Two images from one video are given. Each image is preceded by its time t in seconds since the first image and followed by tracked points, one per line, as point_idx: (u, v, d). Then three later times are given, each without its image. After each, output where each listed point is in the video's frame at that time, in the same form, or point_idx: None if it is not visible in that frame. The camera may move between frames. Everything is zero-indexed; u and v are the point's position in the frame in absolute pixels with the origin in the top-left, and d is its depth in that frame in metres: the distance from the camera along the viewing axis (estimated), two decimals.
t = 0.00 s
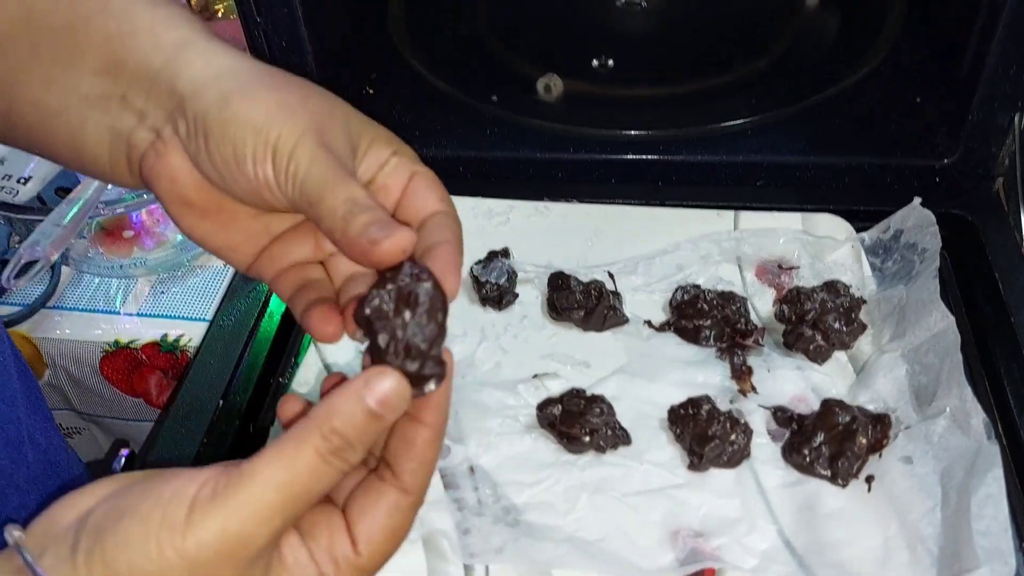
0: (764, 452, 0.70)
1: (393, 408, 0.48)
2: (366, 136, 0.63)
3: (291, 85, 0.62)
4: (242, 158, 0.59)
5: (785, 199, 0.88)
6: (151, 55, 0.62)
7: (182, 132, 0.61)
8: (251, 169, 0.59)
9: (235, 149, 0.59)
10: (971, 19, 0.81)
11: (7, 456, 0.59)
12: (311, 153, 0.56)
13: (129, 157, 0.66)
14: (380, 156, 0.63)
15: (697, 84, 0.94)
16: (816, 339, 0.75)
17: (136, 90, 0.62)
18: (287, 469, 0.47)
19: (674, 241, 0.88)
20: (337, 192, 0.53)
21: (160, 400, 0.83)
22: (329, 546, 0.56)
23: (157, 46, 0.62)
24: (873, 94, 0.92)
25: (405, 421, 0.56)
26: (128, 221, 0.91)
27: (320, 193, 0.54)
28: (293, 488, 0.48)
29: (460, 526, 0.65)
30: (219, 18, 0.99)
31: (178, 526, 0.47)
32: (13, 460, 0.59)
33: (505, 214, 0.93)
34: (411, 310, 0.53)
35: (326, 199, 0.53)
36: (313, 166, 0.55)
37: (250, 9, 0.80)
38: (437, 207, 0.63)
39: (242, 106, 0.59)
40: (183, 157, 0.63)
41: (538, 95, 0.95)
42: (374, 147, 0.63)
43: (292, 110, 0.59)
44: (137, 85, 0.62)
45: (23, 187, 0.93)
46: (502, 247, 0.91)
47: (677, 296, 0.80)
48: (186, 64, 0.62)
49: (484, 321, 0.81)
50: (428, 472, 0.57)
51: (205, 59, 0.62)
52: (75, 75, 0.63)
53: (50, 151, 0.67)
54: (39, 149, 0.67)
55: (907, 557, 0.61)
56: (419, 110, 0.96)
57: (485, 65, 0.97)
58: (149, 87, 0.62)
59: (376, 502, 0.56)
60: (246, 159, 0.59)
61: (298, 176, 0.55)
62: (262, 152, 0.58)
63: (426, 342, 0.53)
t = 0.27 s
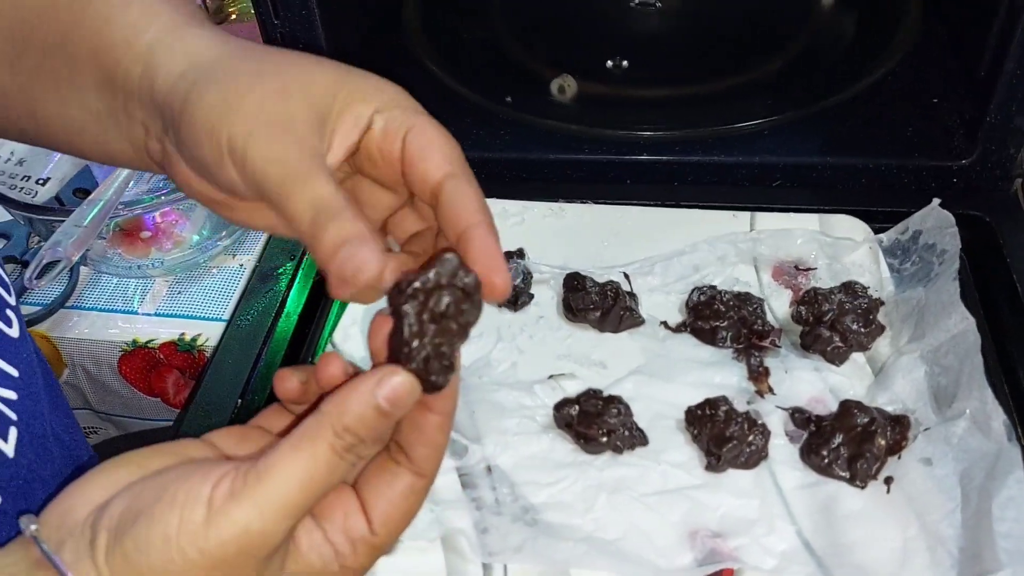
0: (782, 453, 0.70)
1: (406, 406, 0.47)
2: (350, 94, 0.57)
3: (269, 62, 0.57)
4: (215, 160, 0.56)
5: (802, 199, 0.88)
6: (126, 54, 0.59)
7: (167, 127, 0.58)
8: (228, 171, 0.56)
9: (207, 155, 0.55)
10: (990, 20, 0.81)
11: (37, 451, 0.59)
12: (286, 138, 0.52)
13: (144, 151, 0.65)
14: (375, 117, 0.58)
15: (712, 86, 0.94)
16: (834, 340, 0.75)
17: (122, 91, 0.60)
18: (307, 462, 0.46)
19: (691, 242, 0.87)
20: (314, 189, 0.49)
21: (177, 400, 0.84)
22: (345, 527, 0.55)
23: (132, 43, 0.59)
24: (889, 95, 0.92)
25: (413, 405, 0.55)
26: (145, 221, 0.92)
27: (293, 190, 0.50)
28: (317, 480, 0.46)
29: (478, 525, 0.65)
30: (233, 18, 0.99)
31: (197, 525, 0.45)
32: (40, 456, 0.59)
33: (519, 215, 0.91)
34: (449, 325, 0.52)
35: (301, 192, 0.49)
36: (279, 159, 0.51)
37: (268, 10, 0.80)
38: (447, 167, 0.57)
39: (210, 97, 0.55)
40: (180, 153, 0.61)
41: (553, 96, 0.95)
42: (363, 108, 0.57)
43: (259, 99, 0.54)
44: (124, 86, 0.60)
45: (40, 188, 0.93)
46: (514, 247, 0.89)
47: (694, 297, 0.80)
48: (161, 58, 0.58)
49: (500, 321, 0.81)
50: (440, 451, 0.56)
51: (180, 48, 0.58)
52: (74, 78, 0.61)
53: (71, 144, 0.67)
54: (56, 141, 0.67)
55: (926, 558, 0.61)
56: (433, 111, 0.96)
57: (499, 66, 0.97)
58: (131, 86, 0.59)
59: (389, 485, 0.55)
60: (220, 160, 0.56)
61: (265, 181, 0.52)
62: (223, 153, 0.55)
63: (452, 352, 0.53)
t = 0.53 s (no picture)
0: (797, 458, 0.69)
1: (402, 377, 0.46)
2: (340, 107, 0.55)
3: (256, 84, 0.54)
4: (230, 207, 0.55)
5: (815, 204, 0.88)
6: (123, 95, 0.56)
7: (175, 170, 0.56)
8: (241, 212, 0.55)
9: (217, 197, 0.54)
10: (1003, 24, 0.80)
11: (54, 454, 0.59)
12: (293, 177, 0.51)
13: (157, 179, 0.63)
14: (364, 123, 0.55)
15: (723, 90, 0.94)
16: (849, 345, 0.74)
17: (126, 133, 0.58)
18: (303, 432, 0.45)
19: (703, 247, 0.86)
20: (324, 228, 0.48)
21: (188, 404, 0.83)
22: (350, 510, 0.54)
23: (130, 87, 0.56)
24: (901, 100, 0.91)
25: (418, 391, 0.54)
26: (155, 225, 0.92)
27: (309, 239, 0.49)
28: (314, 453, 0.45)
29: (491, 530, 0.65)
30: (243, 23, 0.99)
31: (197, 500, 0.45)
32: (56, 460, 0.59)
33: (530, 219, 0.91)
34: (451, 307, 0.52)
35: (315, 234, 0.48)
36: (287, 204, 0.50)
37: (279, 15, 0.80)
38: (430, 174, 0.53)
39: (206, 143, 0.53)
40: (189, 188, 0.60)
41: (564, 100, 0.95)
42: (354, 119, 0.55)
43: (254, 136, 0.52)
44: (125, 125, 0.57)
45: (50, 194, 0.93)
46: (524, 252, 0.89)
47: (707, 302, 0.79)
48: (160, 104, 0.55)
49: (512, 326, 0.81)
50: (449, 437, 0.55)
51: (170, 86, 0.55)
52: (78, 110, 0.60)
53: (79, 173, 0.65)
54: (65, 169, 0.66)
55: (944, 564, 0.61)
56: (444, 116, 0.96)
57: (509, 70, 0.97)
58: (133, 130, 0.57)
59: (396, 469, 0.54)
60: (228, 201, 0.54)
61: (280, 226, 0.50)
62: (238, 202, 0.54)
63: (450, 338, 0.52)
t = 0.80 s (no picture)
0: (807, 459, 0.69)
1: (404, 378, 0.44)
2: (340, 78, 0.55)
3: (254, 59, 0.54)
4: (234, 178, 0.55)
5: (824, 204, 0.88)
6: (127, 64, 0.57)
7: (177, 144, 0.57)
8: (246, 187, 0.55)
9: (227, 172, 0.55)
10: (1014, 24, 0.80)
11: (62, 451, 0.59)
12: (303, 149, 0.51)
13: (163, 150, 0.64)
14: (367, 96, 0.56)
15: (730, 90, 0.94)
16: (859, 345, 0.74)
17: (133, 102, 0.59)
18: (303, 433, 0.44)
19: (712, 246, 0.86)
20: (348, 200, 0.49)
21: (194, 404, 0.83)
22: (354, 516, 0.53)
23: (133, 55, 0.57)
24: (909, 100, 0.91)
25: (424, 395, 0.53)
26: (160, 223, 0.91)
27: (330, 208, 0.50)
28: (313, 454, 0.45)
29: (500, 530, 0.65)
30: (250, 23, 0.99)
31: (195, 501, 0.44)
32: (64, 457, 0.59)
33: (538, 219, 0.91)
34: (455, 304, 0.49)
35: (334, 202, 0.49)
36: (300, 175, 0.51)
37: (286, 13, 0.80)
38: (439, 140, 0.55)
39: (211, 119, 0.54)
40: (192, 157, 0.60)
41: (572, 100, 0.95)
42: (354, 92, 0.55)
43: (257, 109, 0.52)
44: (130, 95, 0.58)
45: (59, 193, 0.91)
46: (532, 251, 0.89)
47: (715, 302, 0.79)
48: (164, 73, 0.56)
49: (520, 325, 0.80)
50: (456, 443, 0.54)
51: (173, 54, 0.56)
52: (81, 85, 0.60)
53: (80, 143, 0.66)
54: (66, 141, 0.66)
55: (956, 565, 0.60)
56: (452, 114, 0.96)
57: (516, 69, 0.97)
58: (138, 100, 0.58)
59: (401, 475, 0.54)
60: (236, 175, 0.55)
61: (297, 199, 0.51)
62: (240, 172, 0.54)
63: (456, 338, 0.49)
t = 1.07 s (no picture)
0: (806, 457, 0.70)
1: (379, 348, 0.45)
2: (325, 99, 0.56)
3: (244, 64, 0.56)
4: (182, 154, 0.53)
5: (822, 205, 0.89)
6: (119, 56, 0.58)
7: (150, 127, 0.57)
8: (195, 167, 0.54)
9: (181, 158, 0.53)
10: (1012, 27, 0.81)
11: (59, 444, 0.59)
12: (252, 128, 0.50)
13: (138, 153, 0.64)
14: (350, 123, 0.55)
15: (731, 92, 0.95)
16: (858, 344, 0.75)
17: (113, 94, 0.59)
18: (284, 401, 0.45)
19: (712, 247, 0.87)
20: (274, 179, 0.45)
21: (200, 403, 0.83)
22: (340, 497, 0.54)
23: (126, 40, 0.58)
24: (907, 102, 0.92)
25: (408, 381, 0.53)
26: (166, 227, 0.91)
27: (253, 177, 0.46)
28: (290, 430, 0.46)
29: (501, 527, 0.65)
30: (255, 26, 1.00)
31: (180, 474, 0.46)
32: (62, 450, 0.59)
33: (541, 220, 0.93)
34: (431, 280, 0.50)
35: (257, 172, 0.46)
36: (241, 145, 0.49)
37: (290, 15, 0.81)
38: (425, 179, 0.53)
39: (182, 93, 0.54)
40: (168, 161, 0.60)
41: (573, 101, 0.95)
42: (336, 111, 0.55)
43: (227, 95, 0.53)
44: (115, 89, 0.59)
45: (65, 196, 0.91)
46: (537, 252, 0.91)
47: (716, 301, 0.80)
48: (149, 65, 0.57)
49: (522, 325, 0.81)
50: (441, 427, 0.54)
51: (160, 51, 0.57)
52: (71, 80, 0.61)
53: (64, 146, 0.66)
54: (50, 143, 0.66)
55: (953, 563, 0.61)
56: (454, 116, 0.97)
57: (518, 71, 0.98)
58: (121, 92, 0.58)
59: (388, 459, 0.54)
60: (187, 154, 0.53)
61: (228, 168, 0.48)
62: (189, 147, 0.52)
63: (430, 313, 0.50)
